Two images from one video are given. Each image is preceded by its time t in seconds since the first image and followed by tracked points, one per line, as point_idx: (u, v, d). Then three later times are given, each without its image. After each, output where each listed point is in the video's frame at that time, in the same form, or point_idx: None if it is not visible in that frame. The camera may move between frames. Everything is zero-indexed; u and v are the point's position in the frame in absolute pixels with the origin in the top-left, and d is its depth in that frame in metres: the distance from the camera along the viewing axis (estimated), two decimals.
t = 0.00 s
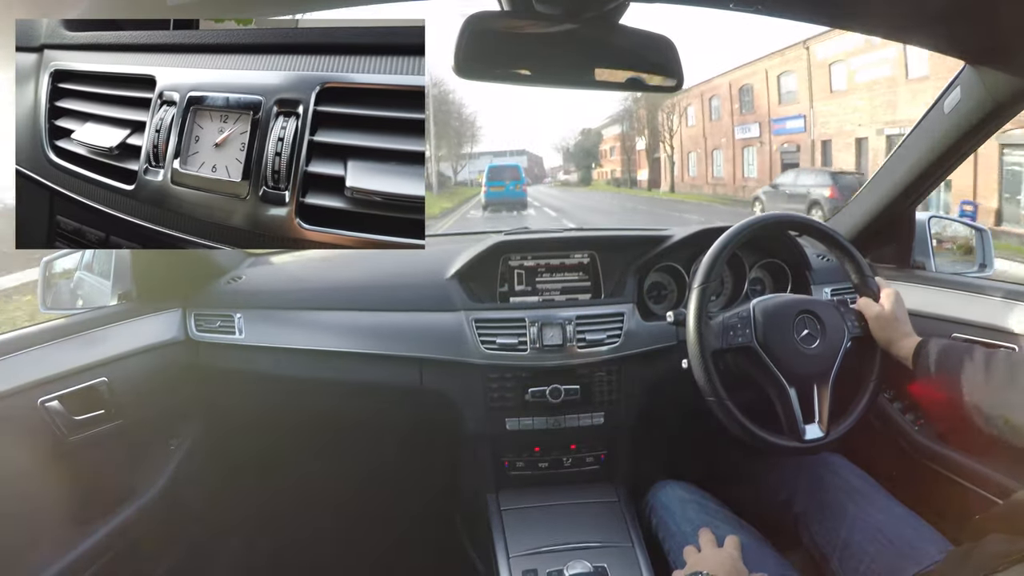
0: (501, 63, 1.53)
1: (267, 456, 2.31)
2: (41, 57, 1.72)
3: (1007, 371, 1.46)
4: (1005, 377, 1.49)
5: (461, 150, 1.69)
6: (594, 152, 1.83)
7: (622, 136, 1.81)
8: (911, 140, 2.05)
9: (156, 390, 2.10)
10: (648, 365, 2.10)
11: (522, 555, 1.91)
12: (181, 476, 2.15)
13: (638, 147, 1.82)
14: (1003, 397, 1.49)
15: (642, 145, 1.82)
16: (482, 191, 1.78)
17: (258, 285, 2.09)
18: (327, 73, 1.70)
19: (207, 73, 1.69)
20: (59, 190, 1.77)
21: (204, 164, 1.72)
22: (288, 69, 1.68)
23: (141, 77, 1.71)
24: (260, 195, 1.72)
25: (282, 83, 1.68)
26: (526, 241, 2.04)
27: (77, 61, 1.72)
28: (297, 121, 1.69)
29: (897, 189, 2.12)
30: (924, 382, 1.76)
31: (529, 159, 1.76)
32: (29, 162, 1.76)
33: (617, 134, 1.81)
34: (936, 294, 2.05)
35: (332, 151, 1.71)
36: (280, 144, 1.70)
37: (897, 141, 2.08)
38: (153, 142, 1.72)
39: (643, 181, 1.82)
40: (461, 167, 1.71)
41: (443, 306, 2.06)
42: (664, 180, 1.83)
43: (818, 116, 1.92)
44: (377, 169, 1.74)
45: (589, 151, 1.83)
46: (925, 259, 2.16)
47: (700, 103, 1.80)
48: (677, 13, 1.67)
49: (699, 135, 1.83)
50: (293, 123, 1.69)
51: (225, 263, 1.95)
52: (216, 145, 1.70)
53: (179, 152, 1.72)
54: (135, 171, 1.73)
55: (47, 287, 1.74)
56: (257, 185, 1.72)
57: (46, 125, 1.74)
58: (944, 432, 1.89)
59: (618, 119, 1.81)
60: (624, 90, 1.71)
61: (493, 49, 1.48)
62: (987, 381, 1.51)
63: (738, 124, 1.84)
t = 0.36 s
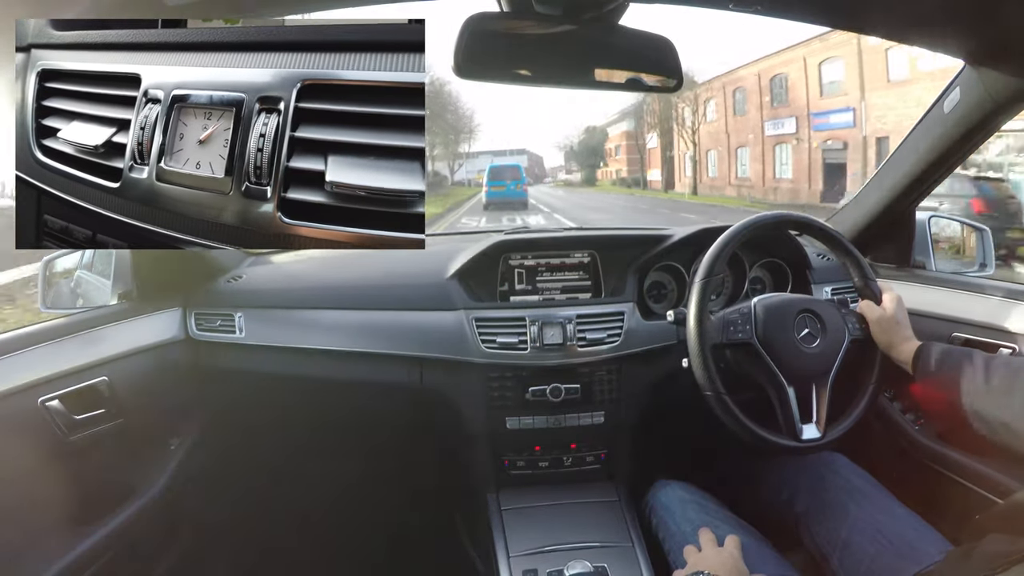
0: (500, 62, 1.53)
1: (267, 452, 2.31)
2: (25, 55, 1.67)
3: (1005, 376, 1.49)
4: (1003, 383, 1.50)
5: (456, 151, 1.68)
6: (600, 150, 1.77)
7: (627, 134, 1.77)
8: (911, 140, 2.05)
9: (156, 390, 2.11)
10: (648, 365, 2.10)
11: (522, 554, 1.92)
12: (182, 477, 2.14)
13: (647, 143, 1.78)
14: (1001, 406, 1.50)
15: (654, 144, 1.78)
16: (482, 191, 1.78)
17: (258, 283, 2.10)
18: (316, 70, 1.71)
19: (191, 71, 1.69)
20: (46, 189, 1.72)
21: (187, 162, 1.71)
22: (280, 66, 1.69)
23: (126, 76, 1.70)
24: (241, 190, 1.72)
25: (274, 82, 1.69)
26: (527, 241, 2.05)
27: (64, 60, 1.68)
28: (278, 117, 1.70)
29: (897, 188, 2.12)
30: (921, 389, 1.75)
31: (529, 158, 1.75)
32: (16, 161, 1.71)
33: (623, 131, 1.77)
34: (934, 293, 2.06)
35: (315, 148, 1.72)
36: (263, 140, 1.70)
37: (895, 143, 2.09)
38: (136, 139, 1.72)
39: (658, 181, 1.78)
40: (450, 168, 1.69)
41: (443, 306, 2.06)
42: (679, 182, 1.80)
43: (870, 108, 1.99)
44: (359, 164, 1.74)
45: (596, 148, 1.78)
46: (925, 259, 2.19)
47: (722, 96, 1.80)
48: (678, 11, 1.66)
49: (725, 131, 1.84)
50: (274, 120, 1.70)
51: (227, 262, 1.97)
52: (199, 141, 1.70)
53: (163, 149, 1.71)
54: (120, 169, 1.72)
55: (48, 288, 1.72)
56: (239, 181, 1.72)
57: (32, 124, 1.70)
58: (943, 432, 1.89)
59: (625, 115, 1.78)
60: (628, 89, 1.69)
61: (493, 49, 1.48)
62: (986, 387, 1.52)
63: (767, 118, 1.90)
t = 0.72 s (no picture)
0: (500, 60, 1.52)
1: (269, 451, 2.32)
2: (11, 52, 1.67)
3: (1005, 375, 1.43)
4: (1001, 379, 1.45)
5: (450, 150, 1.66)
6: (605, 148, 1.74)
7: (634, 131, 1.74)
8: (912, 138, 2.04)
9: (157, 390, 2.10)
10: (649, 365, 2.10)
11: (522, 555, 1.92)
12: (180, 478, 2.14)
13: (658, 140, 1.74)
14: (999, 401, 1.45)
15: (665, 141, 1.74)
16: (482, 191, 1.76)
17: (255, 283, 2.09)
18: (304, 66, 1.67)
19: (177, 68, 1.66)
20: (36, 188, 1.71)
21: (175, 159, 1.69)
22: (270, 62, 1.66)
23: (114, 73, 1.68)
24: (226, 183, 1.70)
25: (266, 78, 1.66)
26: (528, 240, 2.05)
27: (51, 57, 1.67)
28: (262, 112, 1.66)
29: (898, 189, 2.11)
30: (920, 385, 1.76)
31: (529, 156, 1.73)
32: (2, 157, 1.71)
33: (628, 128, 1.74)
34: (933, 292, 2.05)
35: (299, 141, 1.68)
36: (246, 134, 1.67)
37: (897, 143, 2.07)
38: (122, 136, 1.70)
39: (671, 180, 1.74)
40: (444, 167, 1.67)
41: (443, 306, 2.06)
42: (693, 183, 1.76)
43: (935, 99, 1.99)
44: (342, 157, 1.70)
45: (598, 147, 1.74)
46: (926, 258, 2.18)
47: (750, 86, 1.75)
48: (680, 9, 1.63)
49: (753, 125, 1.77)
50: (258, 115, 1.66)
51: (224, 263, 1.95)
52: (186, 137, 1.67)
53: (150, 145, 1.69)
54: (107, 166, 1.70)
55: (47, 286, 1.73)
56: (224, 176, 1.69)
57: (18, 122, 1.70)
58: (945, 432, 1.89)
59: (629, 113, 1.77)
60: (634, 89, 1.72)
61: (492, 48, 1.48)
62: (984, 385, 1.47)
63: (806, 110, 1.82)
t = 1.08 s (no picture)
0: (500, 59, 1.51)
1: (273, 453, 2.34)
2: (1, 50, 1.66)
3: (1006, 375, 1.44)
4: (1004, 382, 1.45)
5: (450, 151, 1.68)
6: (611, 147, 1.77)
7: (642, 129, 1.75)
8: (912, 139, 2.03)
9: (157, 391, 2.10)
10: (649, 365, 2.10)
11: (522, 555, 1.91)
12: (178, 478, 2.14)
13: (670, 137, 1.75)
14: (1002, 402, 1.45)
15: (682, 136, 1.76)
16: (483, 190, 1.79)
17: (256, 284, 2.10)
18: (295, 62, 1.65)
19: (167, 65, 1.64)
20: (27, 187, 1.67)
21: (165, 156, 1.65)
22: (261, 59, 1.64)
23: (103, 71, 1.66)
24: (213, 179, 1.66)
25: (256, 75, 1.64)
26: (528, 241, 2.04)
27: (41, 56, 1.66)
28: (249, 108, 1.63)
29: (897, 190, 2.12)
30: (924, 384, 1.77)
31: (528, 156, 1.75)
32: None
33: (637, 127, 1.75)
34: (933, 293, 2.06)
35: (284, 136, 1.65)
36: (233, 130, 1.64)
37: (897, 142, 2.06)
38: (111, 134, 1.67)
39: (688, 182, 1.78)
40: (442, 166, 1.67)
41: (443, 306, 2.06)
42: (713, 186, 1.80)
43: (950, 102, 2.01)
44: (326, 151, 1.66)
45: (605, 146, 1.77)
46: (925, 259, 2.19)
47: (783, 75, 1.77)
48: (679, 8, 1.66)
49: (788, 120, 1.78)
50: (245, 111, 1.63)
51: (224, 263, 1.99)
52: (175, 134, 1.64)
53: (139, 143, 1.66)
54: (96, 163, 1.67)
55: (47, 288, 1.71)
56: (213, 171, 1.65)
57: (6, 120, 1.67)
58: (945, 433, 1.90)
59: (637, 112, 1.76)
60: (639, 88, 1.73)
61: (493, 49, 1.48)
62: (986, 388, 1.47)
63: (856, 103, 1.84)
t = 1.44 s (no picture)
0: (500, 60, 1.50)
1: (272, 452, 2.34)
2: None
3: (1006, 371, 1.42)
4: (1004, 378, 1.43)
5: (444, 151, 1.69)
6: (618, 146, 1.79)
7: (649, 128, 1.75)
8: (911, 139, 2.04)
9: (156, 391, 2.10)
10: (649, 365, 2.10)
11: (522, 555, 1.91)
12: (179, 476, 2.12)
13: (679, 132, 1.78)
14: (1002, 400, 1.43)
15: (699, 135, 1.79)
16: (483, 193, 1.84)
17: (255, 285, 2.12)
18: (286, 62, 1.63)
19: (155, 65, 1.63)
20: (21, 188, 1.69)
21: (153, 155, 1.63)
22: (252, 58, 1.62)
23: (91, 71, 1.65)
24: (199, 177, 1.64)
25: (246, 74, 1.62)
26: (528, 240, 2.05)
27: (33, 57, 1.66)
28: (236, 106, 1.61)
29: (896, 190, 2.11)
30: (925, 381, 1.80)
31: (528, 157, 1.80)
32: None
33: (645, 125, 1.74)
34: (934, 293, 2.06)
35: (271, 134, 1.62)
36: (219, 129, 1.62)
37: (898, 144, 2.06)
38: (98, 133, 1.65)
39: (706, 185, 1.83)
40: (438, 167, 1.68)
41: (443, 306, 2.06)
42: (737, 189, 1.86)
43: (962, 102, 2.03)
44: (311, 148, 1.63)
45: (613, 144, 1.79)
46: (925, 259, 2.20)
47: (819, 65, 1.88)
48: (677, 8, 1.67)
49: (832, 113, 1.91)
50: (232, 109, 1.62)
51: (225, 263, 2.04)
52: (162, 133, 1.63)
53: (127, 143, 1.64)
54: (83, 163, 1.65)
55: (47, 287, 1.71)
56: (200, 168, 1.63)
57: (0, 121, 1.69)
58: (945, 432, 1.90)
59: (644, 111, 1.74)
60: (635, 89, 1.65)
61: (493, 49, 1.47)
62: (985, 384, 1.46)
63: (920, 91, 1.99)
